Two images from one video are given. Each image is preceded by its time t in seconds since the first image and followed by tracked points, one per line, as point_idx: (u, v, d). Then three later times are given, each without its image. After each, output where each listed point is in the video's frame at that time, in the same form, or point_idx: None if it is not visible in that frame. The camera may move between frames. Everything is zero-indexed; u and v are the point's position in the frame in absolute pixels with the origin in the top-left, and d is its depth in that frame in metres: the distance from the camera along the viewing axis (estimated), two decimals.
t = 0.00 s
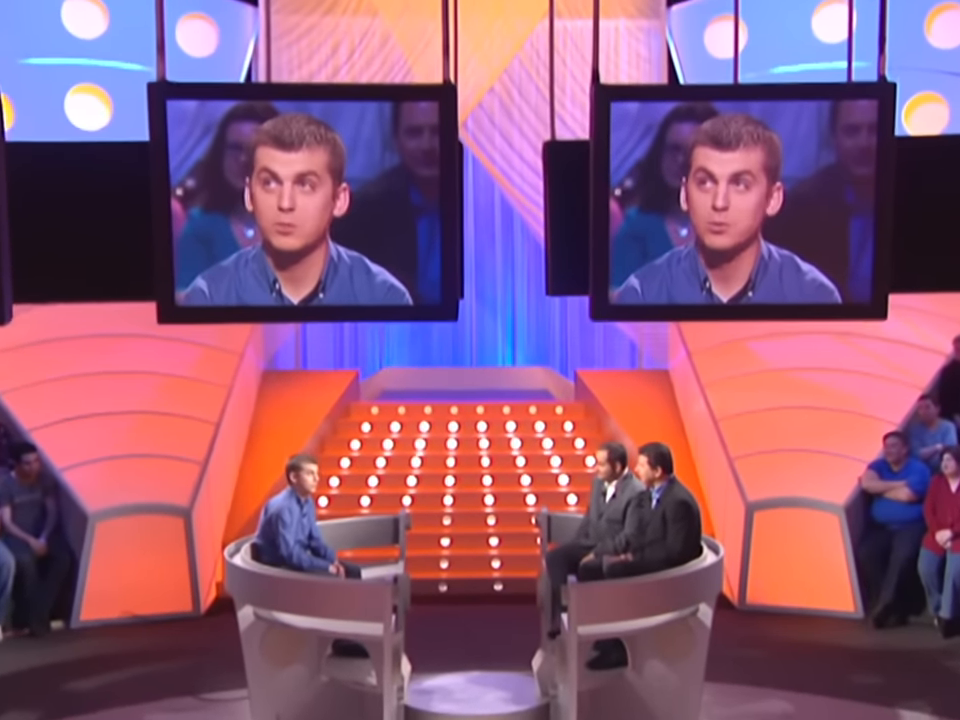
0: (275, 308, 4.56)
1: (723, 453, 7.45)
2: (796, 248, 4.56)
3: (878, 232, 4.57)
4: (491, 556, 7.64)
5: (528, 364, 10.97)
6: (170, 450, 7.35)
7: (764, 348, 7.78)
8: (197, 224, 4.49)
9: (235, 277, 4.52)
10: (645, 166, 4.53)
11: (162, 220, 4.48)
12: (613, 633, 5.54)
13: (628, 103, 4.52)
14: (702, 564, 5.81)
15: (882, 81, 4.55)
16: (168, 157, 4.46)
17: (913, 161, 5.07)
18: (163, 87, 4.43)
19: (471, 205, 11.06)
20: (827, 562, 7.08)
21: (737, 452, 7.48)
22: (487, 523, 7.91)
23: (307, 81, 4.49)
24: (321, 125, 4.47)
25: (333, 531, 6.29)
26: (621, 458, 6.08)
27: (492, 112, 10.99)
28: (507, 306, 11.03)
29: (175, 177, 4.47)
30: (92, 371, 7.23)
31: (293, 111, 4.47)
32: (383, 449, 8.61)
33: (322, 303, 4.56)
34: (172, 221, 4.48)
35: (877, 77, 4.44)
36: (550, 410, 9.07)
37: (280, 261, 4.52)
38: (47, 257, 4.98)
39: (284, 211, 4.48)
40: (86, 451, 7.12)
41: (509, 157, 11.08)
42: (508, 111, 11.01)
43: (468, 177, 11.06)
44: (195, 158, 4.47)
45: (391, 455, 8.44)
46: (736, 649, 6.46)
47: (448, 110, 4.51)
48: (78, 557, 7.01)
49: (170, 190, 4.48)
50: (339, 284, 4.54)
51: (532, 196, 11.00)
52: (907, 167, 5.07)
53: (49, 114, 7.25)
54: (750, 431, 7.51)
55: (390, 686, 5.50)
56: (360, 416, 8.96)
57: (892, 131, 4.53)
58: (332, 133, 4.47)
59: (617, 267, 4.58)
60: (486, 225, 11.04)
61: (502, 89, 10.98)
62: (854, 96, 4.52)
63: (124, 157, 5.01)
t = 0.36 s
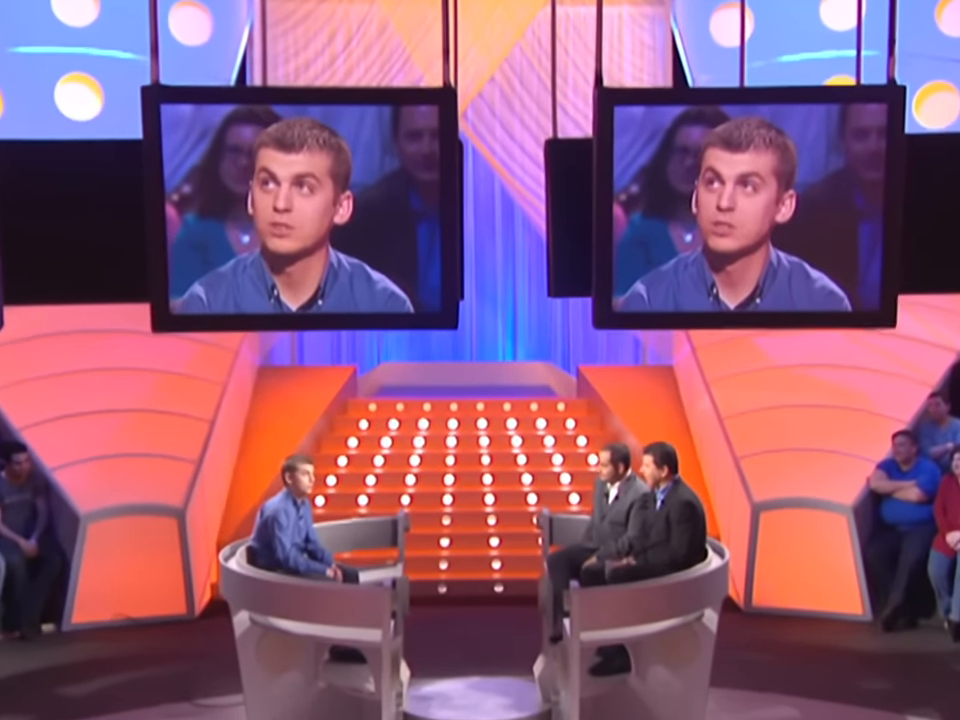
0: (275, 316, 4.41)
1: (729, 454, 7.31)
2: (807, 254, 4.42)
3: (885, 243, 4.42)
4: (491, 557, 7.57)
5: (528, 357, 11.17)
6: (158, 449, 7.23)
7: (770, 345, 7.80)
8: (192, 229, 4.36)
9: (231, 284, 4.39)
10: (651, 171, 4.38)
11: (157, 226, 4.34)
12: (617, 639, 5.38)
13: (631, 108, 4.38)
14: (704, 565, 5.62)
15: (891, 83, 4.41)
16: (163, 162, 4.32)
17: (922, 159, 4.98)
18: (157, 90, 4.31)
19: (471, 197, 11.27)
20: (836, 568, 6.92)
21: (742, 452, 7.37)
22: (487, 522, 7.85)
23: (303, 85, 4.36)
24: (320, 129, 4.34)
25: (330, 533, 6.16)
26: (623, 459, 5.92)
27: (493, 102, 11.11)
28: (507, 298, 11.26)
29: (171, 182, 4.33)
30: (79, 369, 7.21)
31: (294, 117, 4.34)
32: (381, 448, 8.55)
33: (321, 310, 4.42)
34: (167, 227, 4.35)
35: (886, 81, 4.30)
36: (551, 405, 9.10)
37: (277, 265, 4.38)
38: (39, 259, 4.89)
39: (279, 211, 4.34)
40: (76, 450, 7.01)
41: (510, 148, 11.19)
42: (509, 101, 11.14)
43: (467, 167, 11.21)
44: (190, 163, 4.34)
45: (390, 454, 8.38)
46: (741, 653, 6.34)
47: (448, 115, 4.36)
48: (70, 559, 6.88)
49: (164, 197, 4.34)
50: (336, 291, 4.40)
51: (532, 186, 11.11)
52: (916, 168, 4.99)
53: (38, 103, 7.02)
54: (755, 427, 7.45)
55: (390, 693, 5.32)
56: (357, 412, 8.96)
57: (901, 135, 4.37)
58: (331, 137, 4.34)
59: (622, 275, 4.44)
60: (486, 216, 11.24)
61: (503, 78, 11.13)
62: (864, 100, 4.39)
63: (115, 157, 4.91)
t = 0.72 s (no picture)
0: (272, 321, 4.29)
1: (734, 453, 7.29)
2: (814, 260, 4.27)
3: (890, 250, 4.29)
4: (490, 556, 7.58)
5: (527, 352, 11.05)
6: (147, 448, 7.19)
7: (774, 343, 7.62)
8: (185, 236, 4.20)
9: (223, 290, 4.25)
10: (654, 175, 4.25)
11: (148, 232, 4.19)
12: (616, 645, 5.23)
13: (631, 112, 4.25)
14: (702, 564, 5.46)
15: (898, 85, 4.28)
16: (153, 165, 4.18)
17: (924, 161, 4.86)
18: (148, 94, 4.16)
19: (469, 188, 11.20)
20: (842, 569, 6.95)
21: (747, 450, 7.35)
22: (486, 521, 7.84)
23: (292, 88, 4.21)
24: (318, 133, 4.20)
25: (325, 535, 6.04)
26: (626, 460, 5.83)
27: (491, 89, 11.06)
28: (507, 293, 11.15)
29: (163, 187, 4.19)
30: (70, 364, 7.09)
31: (283, 123, 4.20)
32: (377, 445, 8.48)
33: (318, 317, 4.28)
34: (158, 232, 4.19)
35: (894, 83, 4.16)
36: (550, 402, 9.05)
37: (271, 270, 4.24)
38: (27, 258, 4.72)
39: (279, 218, 4.20)
40: (66, 449, 6.94)
41: (508, 137, 11.10)
42: (507, 90, 11.07)
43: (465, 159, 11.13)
44: (183, 167, 4.19)
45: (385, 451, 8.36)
46: (744, 655, 6.23)
47: (446, 119, 4.22)
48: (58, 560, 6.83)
49: (153, 201, 4.19)
50: (332, 297, 4.26)
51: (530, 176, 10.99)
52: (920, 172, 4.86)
53: (28, 87, 6.89)
54: (759, 425, 7.39)
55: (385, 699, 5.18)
56: (353, 409, 8.88)
57: (907, 139, 4.24)
58: (329, 141, 4.20)
59: (624, 281, 4.30)
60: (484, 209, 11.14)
61: (501, 66, 11.07)
62: (871, 103, 4.24)
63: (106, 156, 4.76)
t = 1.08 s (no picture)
0: (269, 329, 4.15)
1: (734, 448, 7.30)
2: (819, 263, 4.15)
3: (895, 251, 4.16)
4: (488, 556, 7.58)
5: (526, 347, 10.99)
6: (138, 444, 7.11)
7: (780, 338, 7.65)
8: (181, 239, 4.08)
9: (214, 295, 4.11)
10: (659, 178, 4.11)
11: (139, 234, 4.05)
12: (614, 650, 5.11)
13: (631, 114, 4.11)
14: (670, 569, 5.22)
15: (904, 87, 4.15)
16: (143, 169, 4.04)
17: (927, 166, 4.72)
18: (138, 96, 4.03)
19: (466, 180, 11.14)
20: (847, 569, 6.95)
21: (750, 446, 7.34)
22: (484, 521, 7.86)
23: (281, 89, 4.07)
24: (311, 136, 4.05)
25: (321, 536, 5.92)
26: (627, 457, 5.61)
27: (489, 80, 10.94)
28: (504, 287, 11.06)
29: (156, 191, 4.05)
30: (51, 361, 6.99)
31: (267, 128, 4.05)
32: (371, 442, 8.54)
33: (317, 322, 4.16)
34: (149, 235, 4.06)
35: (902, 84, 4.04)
36: (550, 397, 9.08)
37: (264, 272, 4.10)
38: (14, 255, 4.60)
39: (286, 226, 4.05)
40: (55, 448, 6.86)
41: (506, 128, 11.00)
42: (506, 79, 10.96)
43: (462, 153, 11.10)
44: (178, 170, 4.06)
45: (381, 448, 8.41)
46: (746, 658, 6.14)
47: (443, 121, 4.08)
48: (46, 561, 6.75)
49: (144, 205, 4.05)
50: (328, 301, 4.13)
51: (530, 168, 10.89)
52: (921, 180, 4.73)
53: (14, 74, 6.82)
54: (760, 421, 7.39)
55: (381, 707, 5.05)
56: (347, 404, 8.94)
57: (914, 140, 4.12)
58: (323, 144, 4.05)
59: (627, 284, 4.16)
60: (481, 200, 11.07)
61: (499, 54, 10.94)
62: (877, 105, 4.12)
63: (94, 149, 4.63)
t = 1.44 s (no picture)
0: (262, 333, 4.03)
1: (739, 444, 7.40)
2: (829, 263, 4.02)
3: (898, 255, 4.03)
4: (485, 555, 7.75)
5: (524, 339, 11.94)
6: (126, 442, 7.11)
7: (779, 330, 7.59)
8: (176, 242, 3.94)
9: (203, 300, 3.98)
10: (664, 182, 3.97)
11: (131, 239, 3.92)
12: (612, 655, 5.00)
13: (634, 115, 3.98)
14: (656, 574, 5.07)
15: (910, 87, 4.03)
16: (133, 172, 3.91)
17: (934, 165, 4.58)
18: (127, 97, 3.89)
19: (465, 166, 11.91)
20: (853, 568, 7.06)
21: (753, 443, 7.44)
22: (482, 520, 8.05)
23: (269, 88, 3.93)
24: (303, 136, 3.92)
25: (313, 535, 5.82)
26: (628, 457, 5.42)
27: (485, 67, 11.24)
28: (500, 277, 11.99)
29: (149, 196, 3.92)
30: (37, 356, 6.94)
31: (254, 135, 3.92)
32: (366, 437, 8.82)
33: (311, 327, 4.01)
34: (139, 238, 3.93)
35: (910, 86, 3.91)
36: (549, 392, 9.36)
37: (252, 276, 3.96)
38: None
39: (278, 230, 3.92)
40: (40, 445, 6.86)
41: (504, 115, 11.34)
42: (502, 66, 11.23)
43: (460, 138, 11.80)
44: (173, 172, 3.92)
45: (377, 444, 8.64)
46: (746, 661, 6.09)
47: (440, 122, 3.94)
48: (34, 559, 6.81)
49: (133, 208, 3.92)
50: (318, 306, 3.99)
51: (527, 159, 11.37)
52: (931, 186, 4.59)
53: None
54: (760, 416, 7.44)
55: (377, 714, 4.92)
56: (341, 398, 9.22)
57: (921, 141, 3.97)
58: (316, 144, 3.92)
59: (628, 288, 4.03)
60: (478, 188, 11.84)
61: (496, 40, 11.22)
62: (882, 106, 3.99)
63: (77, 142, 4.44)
